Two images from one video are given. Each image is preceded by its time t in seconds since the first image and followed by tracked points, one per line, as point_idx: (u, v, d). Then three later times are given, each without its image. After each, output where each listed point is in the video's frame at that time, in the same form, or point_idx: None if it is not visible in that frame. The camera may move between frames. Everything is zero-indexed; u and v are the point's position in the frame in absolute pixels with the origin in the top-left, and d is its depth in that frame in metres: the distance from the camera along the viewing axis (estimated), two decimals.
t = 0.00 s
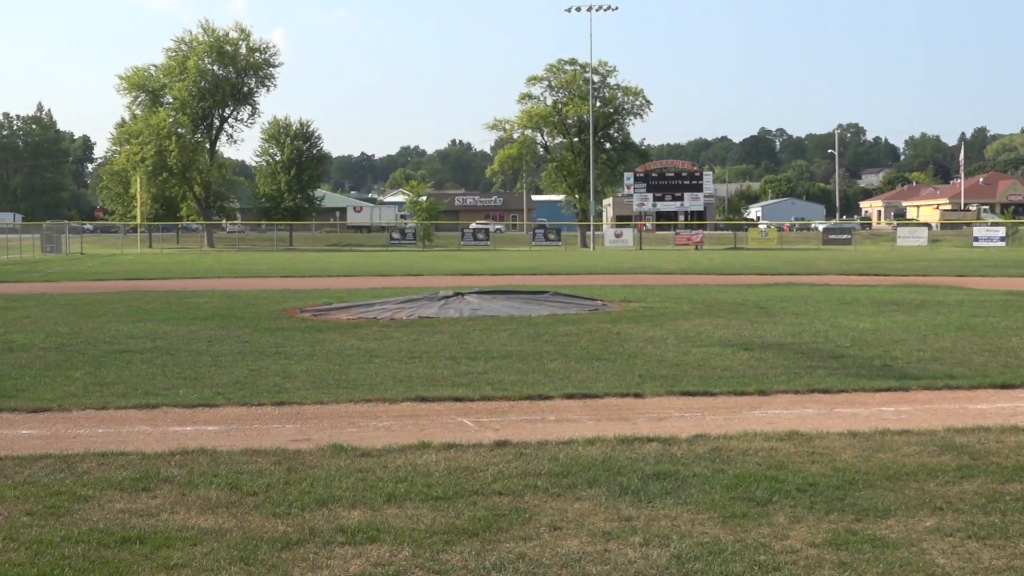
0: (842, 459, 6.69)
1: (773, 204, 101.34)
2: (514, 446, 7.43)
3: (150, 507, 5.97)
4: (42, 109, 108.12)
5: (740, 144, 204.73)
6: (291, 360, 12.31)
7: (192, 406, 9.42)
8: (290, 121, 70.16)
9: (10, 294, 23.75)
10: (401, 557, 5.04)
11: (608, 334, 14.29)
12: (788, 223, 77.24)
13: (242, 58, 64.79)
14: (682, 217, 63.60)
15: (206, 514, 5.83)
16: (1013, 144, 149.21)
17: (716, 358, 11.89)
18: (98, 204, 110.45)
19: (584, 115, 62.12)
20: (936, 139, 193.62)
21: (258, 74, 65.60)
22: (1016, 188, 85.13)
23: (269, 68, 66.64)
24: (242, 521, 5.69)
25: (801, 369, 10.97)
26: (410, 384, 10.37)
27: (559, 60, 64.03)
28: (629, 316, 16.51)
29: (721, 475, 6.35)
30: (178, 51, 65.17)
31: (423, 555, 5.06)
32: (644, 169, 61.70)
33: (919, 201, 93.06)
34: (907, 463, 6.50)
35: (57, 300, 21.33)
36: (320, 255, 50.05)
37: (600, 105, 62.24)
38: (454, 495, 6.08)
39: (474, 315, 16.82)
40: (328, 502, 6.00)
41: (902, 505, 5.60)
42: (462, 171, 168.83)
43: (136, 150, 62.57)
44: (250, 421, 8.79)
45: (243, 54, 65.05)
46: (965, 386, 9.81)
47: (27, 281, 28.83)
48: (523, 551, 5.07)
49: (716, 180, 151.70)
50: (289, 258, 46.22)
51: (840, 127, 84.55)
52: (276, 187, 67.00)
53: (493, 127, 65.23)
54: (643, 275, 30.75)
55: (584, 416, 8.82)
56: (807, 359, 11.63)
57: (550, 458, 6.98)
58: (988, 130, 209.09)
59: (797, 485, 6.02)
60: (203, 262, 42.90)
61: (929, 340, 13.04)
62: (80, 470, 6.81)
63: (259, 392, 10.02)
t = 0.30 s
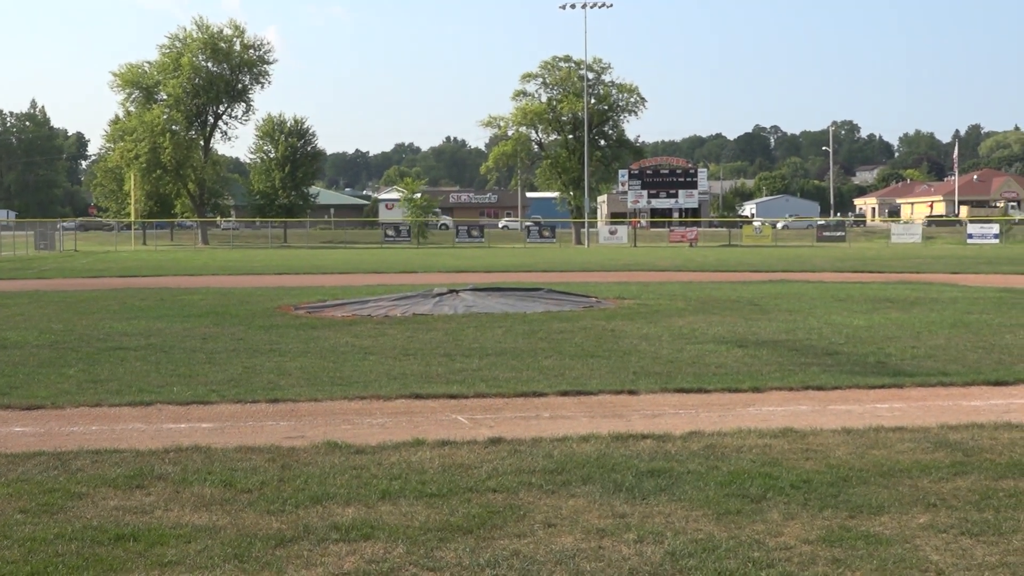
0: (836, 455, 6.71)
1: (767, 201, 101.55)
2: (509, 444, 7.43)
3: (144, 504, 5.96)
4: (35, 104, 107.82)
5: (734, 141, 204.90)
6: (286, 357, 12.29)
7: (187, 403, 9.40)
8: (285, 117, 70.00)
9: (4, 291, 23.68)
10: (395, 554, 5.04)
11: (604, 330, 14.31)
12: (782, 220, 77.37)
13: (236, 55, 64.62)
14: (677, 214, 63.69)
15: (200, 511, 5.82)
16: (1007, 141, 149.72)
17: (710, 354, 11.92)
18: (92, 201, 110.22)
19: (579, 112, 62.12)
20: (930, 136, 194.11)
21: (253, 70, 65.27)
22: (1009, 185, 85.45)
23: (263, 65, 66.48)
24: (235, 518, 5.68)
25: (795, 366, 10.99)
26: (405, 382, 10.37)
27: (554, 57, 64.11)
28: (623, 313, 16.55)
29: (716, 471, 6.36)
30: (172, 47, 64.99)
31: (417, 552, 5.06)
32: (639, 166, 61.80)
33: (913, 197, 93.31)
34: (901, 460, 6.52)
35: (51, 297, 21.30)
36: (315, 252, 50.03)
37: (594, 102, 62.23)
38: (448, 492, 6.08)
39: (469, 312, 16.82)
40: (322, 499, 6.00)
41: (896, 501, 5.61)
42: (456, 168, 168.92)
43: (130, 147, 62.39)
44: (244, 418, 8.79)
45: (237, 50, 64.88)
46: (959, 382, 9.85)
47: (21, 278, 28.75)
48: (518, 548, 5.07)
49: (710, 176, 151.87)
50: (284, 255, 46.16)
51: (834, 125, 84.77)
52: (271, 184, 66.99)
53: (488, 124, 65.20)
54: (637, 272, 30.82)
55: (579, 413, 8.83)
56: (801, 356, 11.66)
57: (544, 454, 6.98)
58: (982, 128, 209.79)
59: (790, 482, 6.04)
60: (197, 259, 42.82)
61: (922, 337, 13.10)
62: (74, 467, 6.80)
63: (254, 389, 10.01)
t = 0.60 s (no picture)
0: (828, 453, 6.72)
1: (759, 199, 101.80)
2: (501, 442, 7.42)
3: (136, 503, 5.93)
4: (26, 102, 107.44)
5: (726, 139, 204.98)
6: (278, 355, 12.26)
7: (178, 401, 9.37)
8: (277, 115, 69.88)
9: None
10: (388, 552, 5.03)
11: (596, 328, 14.32)
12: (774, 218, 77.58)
13: (227, 52, 64.47)
14: (669, 212, 63.72)
15: (192, 510, 5.80)
16: (997, 139, 150.27)
17: (702, 352, 11.93)
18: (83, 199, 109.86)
19: (571, 110, 62.14)
20: (921, 134, 194.77)
21: (244, 68, 65.28)
22: (1000, 183, 85.75)
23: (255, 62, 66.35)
24: (227, 516, 5.67)
25: (787, 363, 11.02)
26: (397, 380, 10.37)
27: (546, 54, 64.20)
28: (616, 311, 16.54)
29: (708, 469, 6.36)
30: (163, 45, 64.80)
31: (410, 550, 5.05)
32: (631, 164, 61.92)
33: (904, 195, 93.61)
34: (893, 457, 6.53)
35: (42, 295, 21.20)
36: (308, 250, 49.98)
37: (587, 100, 62.27)
38: (441, 489, 6.07)
39: (461, 310, 16.82)
40: (315, 497, 5.99)
41: (888, 499, 5.63)
42: (448, 166, 168.95)
43: (121, 145, 62.17)
44: (236, 416, 8.76)
45: (229, 48, 64.71)
46: (950, 380, 9.88)
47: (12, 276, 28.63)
48: (511, 546, 5.06)
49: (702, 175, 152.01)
50: (276, 254, 46.13)
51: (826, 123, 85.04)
52: (263, 182, 66.82)
53: (480, 122, 65.18)
54: (630, 270, 30.86)
55: (572, 411, 8.83)
56: (793, 354, 11.68)
57: (536, 452, 6.98)
58: (972, 126, 210.69)
59: (783, 479, 6.05)
60: (189, 256, 42.67)
61: (914, 335, 13.13)
62: (66, 466, 6.77)
63: (246, 388, 9.98)
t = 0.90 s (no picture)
0: (821, 450, 6.73)
1: (753, 196, 101.91)
2: (494, 438, 7.42)
3: (130, 499, 5.93)
4: (18, 99, 106.97)
5: (719, 136, 205.07)
6: (272, 352, 12.26)
7: (172, 398, 9.36)
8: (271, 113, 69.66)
9: None
10: (382, 549, 5.03)
11: (590, 325, 14.33)
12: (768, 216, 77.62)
13: (222, 49, 64.20)
14: (664, 209, 63.74)
15: (186, 507, 5.79)
16: (991, 136, 150.52)
17: (696, 349, 11.93)
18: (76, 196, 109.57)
19: (565, 107, 62.09)
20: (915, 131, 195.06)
21: (238, 65, 64.81)
22: (994, 180, 85.94)
23: (249, 59, 65.99)
24: (221, 513, 5.66)
25: (781, 360, 11.03)
26: (391, 376, 10.38)
27: (540, 51, 64.21)
28: (610, 308, 16.54)
29: (701, 466, 6.37)
30: (157, 42, 64.59)
31: (404, 547, 5.05)
32: (625, 161, 61.94)
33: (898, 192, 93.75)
34: (886, 454, 6.55)
35: (35, 292, 21.13)
36: (301, 248, 49.94)
37: (581, 97, 62.21)
38: (435, 487, 6.07)
39: (455, 307, 16.82)
40: (309, 494, 5.99)
41: (881, 495, 5.64)
42: (442, 163, 168.86)
43: (115, 142, 61.97)
44: (230, 413, 8.75)
45: (223, 45, 64.48)
46: (944, 377, 9.92)
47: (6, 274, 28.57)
48: (504, 543, 5.07)
49: (695, 172, 152.09)
50: (270, 250, 46.00)
51: (820, 121, 85.18)
52: (257, 179, 66.67)
53: (474, 119, 65.13)
54: (624, 267, 30.91)
55: (565, 407, 8.84)
56: (786, 351, 11.71)
57: (530, 449, 6.98)
58: (966, 123, 211.04)
59: (776, 476, 6.06)
60: (184, 254, 42.57)
61: (908, 332, 13.16)
62: (60, 463, 6.75)
63: (240, 384, 9.97)
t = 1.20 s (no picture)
0: (813, 441, 6.75)
1: (745, 188, 102.10)
2: (487, 431, 7.42)
3: (122, 492, 5.91)
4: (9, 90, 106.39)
5: (711, 129, 205.22)
6: (264, 344, 12.24)
7: (165, 391, 9.35)
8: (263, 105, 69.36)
9: None
10: (374, 541, 5.02)
11: (582, 317, 14.36)
12: (760, 208, 77.72)
13: (213, 41, 63.92)
14: (656, 202, 63.84)
15: (178, 500, 5.78)
16: (983, 129, 150.93)
17: (688, 341, 11.97)
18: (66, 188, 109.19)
19: (557, 99, 62.01)
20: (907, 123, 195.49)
21: (230, 57, 64.57)
22: (986, 172, 86.17)
23: (241, 51, 65.74)
24: (213, 506, 5.65)
25: (773, 352, 11.05)
26: (383, 369, 10.37)
27: (532, 43, 64.09)
28: (603, 300, 16.57)
29: (694, 458, 6.38)
30: (149, 33, 64.27)
31: (396, 539, 5.05)
32: (617, 153, 61.96)
33: (890, 184, 93.97)
34: (877, 446, 6.57)
35: (26, 285, 21.04)
36: (293, 240, 49.87)
37: (573, 89, 62.11)
38: (427, 479, 6.07)
39: (447, 299, 16.80)
40: (301, 486, 5.98)
41: (872, 487, 5.66)
42: (434, 155, 168.70)
43: (106, 134, 61.71)
44: (222, 405, 8.73)
45: (214, 37, 64.18)
46: (935, 368, 9.96)
47: None
48: (497, 535, 5.07)
49: (687, 164, 152.25)
50: (262, 242, 45.90)
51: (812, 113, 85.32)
52: (248, 171, 66.51)
53: (466, 111, 65.04)
54: (616, 259, 30.94)
55: (558, 400, 8.84)
56: (778, 343, 11.73)
57: (522, 441, 6.98)
58: (958, 115, 211.50)
59: (768, 468, 6.07)
60: (177, 246, 42.60)
61: (899, 324, 13.21)
62: (51, 456, 6.74)
63: (232, 377, 9.97)
